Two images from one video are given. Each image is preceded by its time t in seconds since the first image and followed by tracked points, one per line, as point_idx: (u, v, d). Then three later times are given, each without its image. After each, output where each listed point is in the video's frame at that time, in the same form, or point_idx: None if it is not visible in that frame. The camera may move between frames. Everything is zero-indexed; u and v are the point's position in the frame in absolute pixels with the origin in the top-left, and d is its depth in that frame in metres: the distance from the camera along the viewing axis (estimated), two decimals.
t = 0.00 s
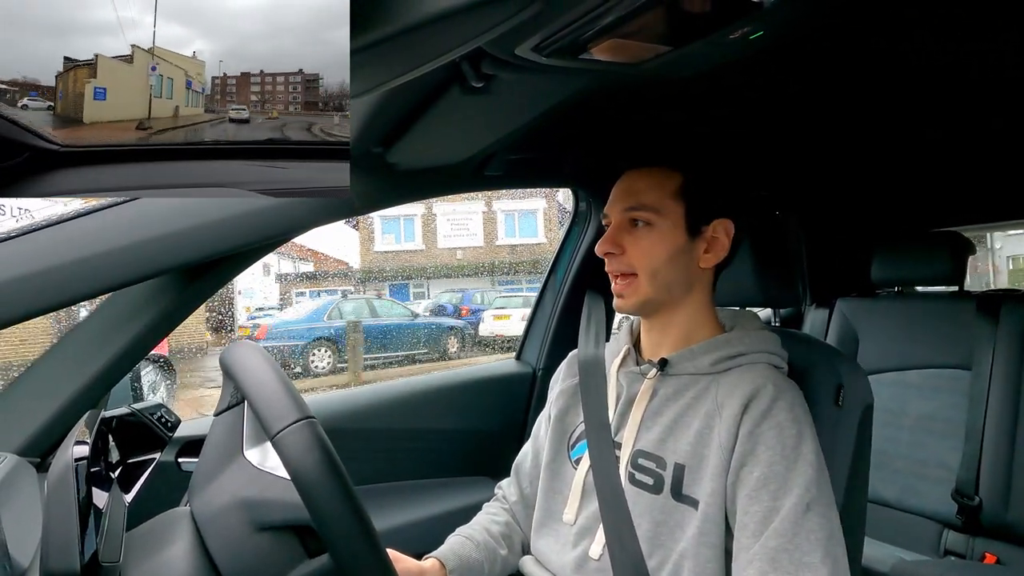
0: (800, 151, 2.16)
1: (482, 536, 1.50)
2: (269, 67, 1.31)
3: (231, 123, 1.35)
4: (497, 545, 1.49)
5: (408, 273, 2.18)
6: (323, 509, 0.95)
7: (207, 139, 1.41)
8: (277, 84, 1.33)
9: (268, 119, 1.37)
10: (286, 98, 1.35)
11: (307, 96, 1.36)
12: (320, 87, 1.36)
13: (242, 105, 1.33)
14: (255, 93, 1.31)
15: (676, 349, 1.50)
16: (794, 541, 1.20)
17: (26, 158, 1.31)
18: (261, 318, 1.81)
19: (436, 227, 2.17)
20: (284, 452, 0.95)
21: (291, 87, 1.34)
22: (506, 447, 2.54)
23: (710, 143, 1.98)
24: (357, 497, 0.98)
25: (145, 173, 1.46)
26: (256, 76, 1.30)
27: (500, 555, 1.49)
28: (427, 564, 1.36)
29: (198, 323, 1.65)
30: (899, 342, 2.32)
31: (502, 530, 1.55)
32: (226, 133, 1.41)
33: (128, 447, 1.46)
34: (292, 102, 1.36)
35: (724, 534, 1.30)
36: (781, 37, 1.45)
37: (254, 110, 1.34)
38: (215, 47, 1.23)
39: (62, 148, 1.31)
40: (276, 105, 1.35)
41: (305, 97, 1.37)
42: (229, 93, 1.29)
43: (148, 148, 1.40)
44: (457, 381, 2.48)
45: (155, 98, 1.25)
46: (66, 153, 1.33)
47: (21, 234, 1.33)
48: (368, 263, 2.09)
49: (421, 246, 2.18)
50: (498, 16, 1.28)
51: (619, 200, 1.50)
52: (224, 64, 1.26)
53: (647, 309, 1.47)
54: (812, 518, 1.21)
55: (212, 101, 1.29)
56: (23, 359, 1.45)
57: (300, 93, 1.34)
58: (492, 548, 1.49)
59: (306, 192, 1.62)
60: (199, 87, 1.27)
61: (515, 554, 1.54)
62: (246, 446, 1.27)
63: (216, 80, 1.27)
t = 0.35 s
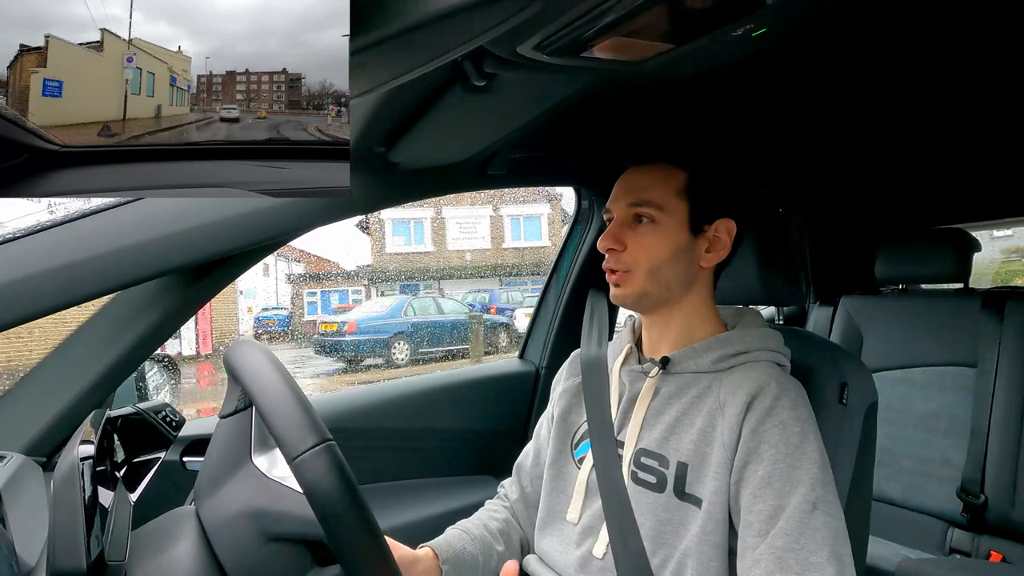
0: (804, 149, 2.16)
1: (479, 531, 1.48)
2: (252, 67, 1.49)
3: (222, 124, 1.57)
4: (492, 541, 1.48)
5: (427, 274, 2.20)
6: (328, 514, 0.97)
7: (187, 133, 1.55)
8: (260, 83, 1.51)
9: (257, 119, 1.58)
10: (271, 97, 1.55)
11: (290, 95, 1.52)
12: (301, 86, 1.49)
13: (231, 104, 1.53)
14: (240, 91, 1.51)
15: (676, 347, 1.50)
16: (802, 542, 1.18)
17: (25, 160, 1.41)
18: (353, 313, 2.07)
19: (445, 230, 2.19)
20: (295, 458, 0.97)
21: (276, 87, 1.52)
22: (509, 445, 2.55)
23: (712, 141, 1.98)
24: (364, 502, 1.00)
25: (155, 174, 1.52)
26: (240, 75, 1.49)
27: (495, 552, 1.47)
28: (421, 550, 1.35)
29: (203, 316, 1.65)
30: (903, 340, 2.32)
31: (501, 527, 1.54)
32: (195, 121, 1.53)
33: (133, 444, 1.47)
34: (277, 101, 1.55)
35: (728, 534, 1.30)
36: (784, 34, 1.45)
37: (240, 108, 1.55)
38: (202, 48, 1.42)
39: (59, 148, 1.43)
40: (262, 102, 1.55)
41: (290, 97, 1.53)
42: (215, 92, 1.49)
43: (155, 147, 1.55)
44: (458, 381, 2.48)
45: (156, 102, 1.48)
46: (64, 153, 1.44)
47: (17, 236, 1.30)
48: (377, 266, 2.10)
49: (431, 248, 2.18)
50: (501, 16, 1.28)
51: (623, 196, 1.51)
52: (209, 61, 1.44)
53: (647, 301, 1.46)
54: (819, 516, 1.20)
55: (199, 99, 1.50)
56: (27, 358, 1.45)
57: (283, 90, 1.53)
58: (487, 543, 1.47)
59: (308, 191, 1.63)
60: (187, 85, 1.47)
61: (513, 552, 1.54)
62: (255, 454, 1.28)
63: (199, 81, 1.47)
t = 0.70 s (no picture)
0: (802, 150, 2.16)
1: (463, 526, 1.49)
2: (247, 66, 1.38)
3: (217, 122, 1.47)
4: (474, 537, 1.47)
5: (437, 274, 2.24)
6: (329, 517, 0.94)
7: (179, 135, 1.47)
8: (257, 82, 1.41)
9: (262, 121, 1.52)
10: (267, 97, 1.46)
11: (285, 95, 1.45)
12: (297, 86, 1.43)
13: (226, 104, 1.43)
14: (234, 91, 1.40)
15: (671, 350, 1.51)
16: (794, 539, 1.19)
17: (35, 159, 1.38)
18: (426, 310, 2.27)
19: (453, 233, 2.24)
20: (294, 460, 0.96)
21: (272, 87, 1.44)
22: (507, 446, 2.54)
23: (710, 142, 1.98)
24: (376, 524, 0.97)
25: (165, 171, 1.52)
26: (236, 74, 1.37)
27: (478, 547, 1.47)
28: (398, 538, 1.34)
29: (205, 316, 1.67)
30: (900, 341, 2.32)
31: (487, 525, 1.54)
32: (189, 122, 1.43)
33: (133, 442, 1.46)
34: (271, 101, 1.47)
35: (723, 534, 1.30)
36: (783, 35, 1.45)
37: (236, 108, 1.44)
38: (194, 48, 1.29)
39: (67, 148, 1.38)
40: (256, 103, 1.46)
41: (285, 95, 1.46)
42: (209, 91, 1.38)
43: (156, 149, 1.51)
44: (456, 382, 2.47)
45: (145, 103, 1.34)
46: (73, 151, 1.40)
47: (15, 236, 1.29)
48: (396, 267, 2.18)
49: (439, 249, 2.24)
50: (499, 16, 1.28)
51: (615, 205, 1.49)
52: (203, 58, 1.32)
53: (646, 311, 1.46)
54: (809, 515, 1.20)
55: (192, 99, 1.39)
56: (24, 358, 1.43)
57: (279, 90, 1.44)
58: (469, 538, 1.46)
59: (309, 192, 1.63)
60: (180, 83, 1.34)
61: (498, 550, 1.53)
62: (259, 471, 1.28)
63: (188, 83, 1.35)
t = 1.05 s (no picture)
0: (823, 148, 2.13)
1: (473, 520, 1.49)
2: (246, 66, 1.33)
3: (213, 123, 1.42)
4: (482, 532, 1.47)
5: (454, 275, 2.27)
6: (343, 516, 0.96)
7: (171, 139, 1.43)
8: (255, 81, 1.35)
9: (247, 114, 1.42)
10: (267, 96, 1.39)
11: (285, 96, 1.37)
12: (295, 85, 1.34)
13: (225, 104, 1.38)
14: (233, 90, 1.35)
15: (690, 349, 1.49)
16: (813, 542, 1.17)
17: (43, 159, 1.37)
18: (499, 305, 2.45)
19: (476, 235, 2.27)
20: (309, 458, 0.98)
21: (270, 87, 1.36)
22: (519, 445, 2.55)
23: (725, 141, 1.96)
24: (387, 514, 0.99)
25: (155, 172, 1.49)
26: (233, 74, 1.33)
27: (484, 540, 1.47)
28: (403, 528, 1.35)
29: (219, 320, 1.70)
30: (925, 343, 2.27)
31: (496, 520, 1.54)
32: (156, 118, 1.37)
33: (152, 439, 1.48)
34: (271, 101, 1.39)
35: (741, 536, 1.29)
36: (798, 33, 1.43)
37: (235, 109, 1.39)
38: (188, 45, 1.26)
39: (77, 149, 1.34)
40: (253, 105, 1.39)
41: (284, 97, 1.38)
42: (206, 92, 1.34)
43: (148, 147, 1.44)
44: (470, 381, 2.48)
45: (137, 104, 1.33)
46: (80, 152, 1.36)
47: (39, 237, 1.34)
48: (421, 266, 2.23)
49: (463, 251, 2.27)
50: (514, 16, 1.28)
51: (636, 198, 1.50)
52: (201, 54, 1.28)
53: (663, 306, 1.45)
54: (832, 517, 1.18)
55: (188, 98, 1.35)
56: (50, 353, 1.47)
57: (278, 90, 1.36)
58: (477, 531, 1.47)
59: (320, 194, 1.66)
60: (174, 81, 1.33)
61: (506, 547, 1.53)
62: (277, 474, 1.30)
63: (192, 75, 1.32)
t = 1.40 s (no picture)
0: (843, 148, 2.10)
1: (469, 504, 1.51)
2: (243, 65, 1.22)
3: (212, 124, 1.29)
4: (476, 516, 1.50)
5: (476, 275, 2.44)
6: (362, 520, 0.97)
7: (171, 141, 1.30)
8: (251, 80, 1.24)
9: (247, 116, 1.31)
10: (264, 95, 1.28)
11: (283, 96, 1.27)
12: (295, 85, 1.26)
13: (223, 105, 1.25)
14: (230, 89, 1.23)
15: (701, 349, 1.47)
16: (833, 546, 1.15)
17: (56, 156, 1.27)
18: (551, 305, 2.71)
19: (501, 236, 2.38)
20: (325, 462, 0.98)
21: (268, 85, 1.26)
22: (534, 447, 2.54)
23: (741, 141, 1.94)
24: (401, 517, 1.00)
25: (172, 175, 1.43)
26: (230, 72, 1.21)
27: (475, 528, 1.49)
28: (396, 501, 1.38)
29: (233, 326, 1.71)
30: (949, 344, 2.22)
31: (493, 509, 1.55)
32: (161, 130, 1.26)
33: (172, 437, 1.50)
34: (270, 100, 1.29)
35: (757, 539, 1.27)
36: (815, 30, 1.41)
37: (231, 109, 1.26)
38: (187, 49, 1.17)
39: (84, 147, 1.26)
40: (251, 106, 1.27)
41: (282, 96, 1.28)
42: (200, 91, 1.21)
43: (148, 147, 1.32)
44: (484, 381, 2.47)
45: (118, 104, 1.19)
46: (92, 152, 1.27)
47: (56, 243, 1.40)
48: (444, 266, 2.41)
49: (489, 251, 2.41)
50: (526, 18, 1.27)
51: (643, 198, 1.51)
52: (196, 50, 1.18)
53: (669, 302, 1.45)
54: (851, 521, 1.16)
55: (183, 99, 1.22)
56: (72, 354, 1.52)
57: (277, 89, 1.27)
58: (471, 515, 1.49)
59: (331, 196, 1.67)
60: (166, 78, 1.19)
61: (499, 537, 1.53)
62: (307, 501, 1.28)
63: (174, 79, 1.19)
